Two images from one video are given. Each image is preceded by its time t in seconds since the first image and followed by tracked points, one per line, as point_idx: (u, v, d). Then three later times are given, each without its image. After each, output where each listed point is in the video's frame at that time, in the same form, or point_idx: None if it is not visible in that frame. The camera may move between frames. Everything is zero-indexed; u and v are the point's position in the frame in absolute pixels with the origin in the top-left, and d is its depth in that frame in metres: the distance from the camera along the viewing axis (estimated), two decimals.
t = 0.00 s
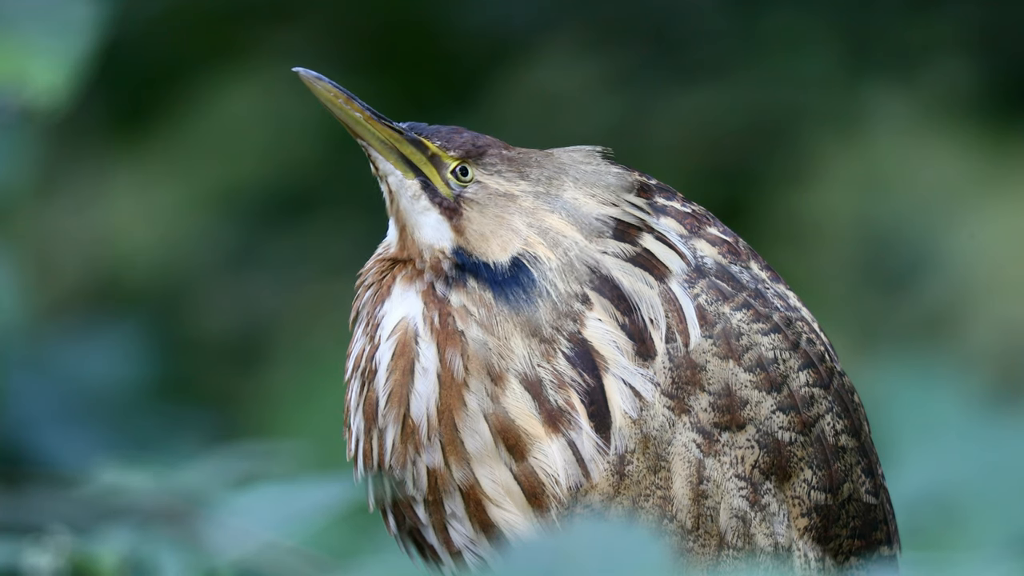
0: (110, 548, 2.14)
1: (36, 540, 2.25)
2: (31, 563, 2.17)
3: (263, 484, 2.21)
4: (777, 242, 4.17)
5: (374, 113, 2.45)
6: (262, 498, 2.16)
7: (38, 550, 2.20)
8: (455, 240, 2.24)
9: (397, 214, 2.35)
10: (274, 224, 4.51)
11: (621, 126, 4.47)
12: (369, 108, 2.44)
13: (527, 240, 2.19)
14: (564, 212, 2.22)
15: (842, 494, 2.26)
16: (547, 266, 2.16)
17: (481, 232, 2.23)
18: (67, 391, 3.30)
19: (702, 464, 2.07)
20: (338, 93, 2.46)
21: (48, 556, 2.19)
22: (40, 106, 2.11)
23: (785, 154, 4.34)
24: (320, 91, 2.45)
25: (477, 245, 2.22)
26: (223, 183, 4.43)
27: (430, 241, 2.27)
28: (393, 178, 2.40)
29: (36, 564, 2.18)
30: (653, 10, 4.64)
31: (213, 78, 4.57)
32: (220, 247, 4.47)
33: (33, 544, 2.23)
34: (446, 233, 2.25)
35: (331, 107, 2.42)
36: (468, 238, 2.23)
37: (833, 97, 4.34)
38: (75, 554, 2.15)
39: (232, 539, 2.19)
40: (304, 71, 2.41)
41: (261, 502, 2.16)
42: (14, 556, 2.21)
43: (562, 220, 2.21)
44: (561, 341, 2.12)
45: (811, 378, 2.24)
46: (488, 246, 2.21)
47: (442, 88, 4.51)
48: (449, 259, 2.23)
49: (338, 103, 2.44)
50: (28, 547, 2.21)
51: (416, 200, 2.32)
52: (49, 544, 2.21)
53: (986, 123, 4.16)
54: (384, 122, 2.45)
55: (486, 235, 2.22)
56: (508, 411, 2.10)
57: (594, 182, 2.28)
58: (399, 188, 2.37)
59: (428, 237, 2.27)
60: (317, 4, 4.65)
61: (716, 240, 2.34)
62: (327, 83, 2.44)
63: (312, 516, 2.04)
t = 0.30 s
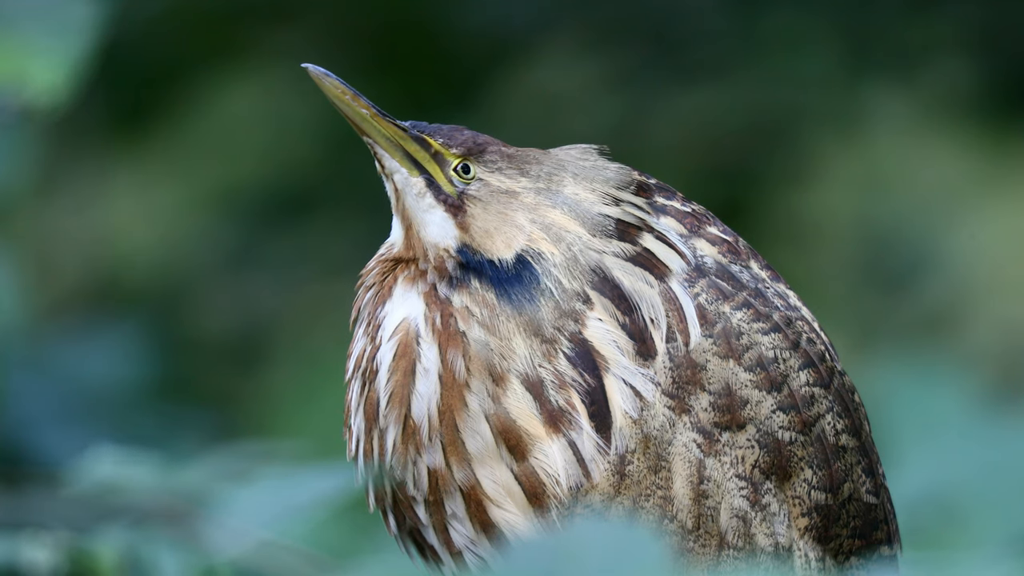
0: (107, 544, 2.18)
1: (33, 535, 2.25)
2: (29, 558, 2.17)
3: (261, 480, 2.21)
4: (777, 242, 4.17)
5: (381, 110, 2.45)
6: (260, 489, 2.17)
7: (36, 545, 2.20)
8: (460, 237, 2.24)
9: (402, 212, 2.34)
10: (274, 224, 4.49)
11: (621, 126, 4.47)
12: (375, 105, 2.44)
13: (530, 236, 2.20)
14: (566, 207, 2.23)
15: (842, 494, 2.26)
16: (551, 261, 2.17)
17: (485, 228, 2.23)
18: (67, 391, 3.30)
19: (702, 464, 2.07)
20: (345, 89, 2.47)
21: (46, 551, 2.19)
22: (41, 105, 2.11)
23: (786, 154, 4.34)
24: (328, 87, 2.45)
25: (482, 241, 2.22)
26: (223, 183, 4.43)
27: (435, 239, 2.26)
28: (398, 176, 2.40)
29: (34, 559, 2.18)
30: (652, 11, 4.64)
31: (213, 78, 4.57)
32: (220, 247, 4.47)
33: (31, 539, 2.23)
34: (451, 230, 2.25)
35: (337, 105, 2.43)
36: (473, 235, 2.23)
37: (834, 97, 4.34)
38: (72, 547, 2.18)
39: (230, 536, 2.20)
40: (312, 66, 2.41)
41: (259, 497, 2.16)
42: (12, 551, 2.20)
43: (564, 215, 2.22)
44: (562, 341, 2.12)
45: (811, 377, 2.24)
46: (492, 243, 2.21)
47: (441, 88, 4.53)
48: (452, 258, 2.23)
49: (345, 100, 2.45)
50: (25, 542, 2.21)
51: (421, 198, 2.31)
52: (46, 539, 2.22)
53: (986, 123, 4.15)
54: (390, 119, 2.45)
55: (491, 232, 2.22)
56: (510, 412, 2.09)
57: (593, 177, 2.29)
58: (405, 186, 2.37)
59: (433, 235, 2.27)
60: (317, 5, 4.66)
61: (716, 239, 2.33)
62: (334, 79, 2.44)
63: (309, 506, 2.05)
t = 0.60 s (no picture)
0: (107, 542, 2.16)
1: (32, 532, 2.21)
2: (28, 556, 2.15)
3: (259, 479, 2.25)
4: (778, 242, 4.16)
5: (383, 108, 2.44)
6: (258, 489, 2.21)
7: (35, 542, 2.19)
8: (461, 236, 2.24)
9: (403, 211, 2.34)
10: (273, 224, 4.48)
11: (622, 126, 4.47)
12: (377, 104, 2.43)
13: (531, 235, 2.20)
14: (566, 206, 2.22)
15: (843, 493, 2.25)
16: (552, 261, 2.16)
17: (487, 227, 2.22)
18: (67, 391, 3.30)
19: (703, 464, 2.07)
20: (347, 88, 2.46)
21: (46, 549, 2.18)
22: (40, 106, 2.10)
23: (785, 154, 4.34)
24: (329, 86, 2.44)
25: (483, 241, 2.22)
26: (223, 183, 4.42)
27: (437, 238, 2.26)
28: (399, 175, 2.39)
29: (34, 558, 2.16)
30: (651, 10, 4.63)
31: (214, 78, 4.57)
32: (220, 247, 4.46)
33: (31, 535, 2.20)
34: (452, 229, 2.25)
35: (340, 103, 2.42)
36: (474, 235, 2.23)
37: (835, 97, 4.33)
38: (71, 546, 2.17)
39: (229, 534, 2.21)
40: (314, 64, 2.40)
41: (258, 496, 2.19)
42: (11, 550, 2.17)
43: (565, 214, 2.21)
44: (563, 341, 2.11)
45: (812, 377, 2.24)
46: (493, 242, 2.21)
47: (441, 87, 4.53)
48: (454, 257, 2.23)
49: (347, 99, 2.44)
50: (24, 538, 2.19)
51: (422, 198, 2.31)
52: (45, 536, 2.20)
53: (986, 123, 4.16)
54: (391, 118, 2.44)
55: (492, 231, 2.22)
56: (511, 412, 2.09)
57: (593, 177, 2.28)
58: (406, 185, 2.36)
59: (434, 235, 2.26)
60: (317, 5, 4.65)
61: (717, 239, 2.33)
62: (336, 78, 2.44)
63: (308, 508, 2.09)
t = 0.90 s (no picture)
0: (108, 544, 2.17)
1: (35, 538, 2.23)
2: (30, 560, 2.16)
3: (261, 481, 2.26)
4: (778, 243, 4.14)
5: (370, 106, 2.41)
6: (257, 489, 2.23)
7: (37, 547, 2.19)
8: (455, 234, 2.23)
9: (396, 209, 2.32)
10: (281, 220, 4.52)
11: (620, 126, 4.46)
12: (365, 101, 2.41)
13: (527, 234, 2.19)
14: (564, 206, 2.22)
15: (843, 493, 2.25)
16: (548, 261, 2.15)
17: (480, 225, 2.22)
18: (67, 392, 3.30)
19: (703, 464, 2.07)
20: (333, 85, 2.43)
21: (48, 553, 2.18)
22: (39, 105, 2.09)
23: (786, 154, 4.33)
24: (315, 83, 2.41)
25: (477, 239, 2.21)
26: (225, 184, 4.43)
27: (430, 236, 2.25)
28: (391, 172, 2.37)
29: (36, 561, 2.17)
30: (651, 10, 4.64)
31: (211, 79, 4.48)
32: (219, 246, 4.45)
33: (33, 542, 2.21)
34: (445, 226, 2.24)
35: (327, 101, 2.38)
36: (468, 232, 2.22)
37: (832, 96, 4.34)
38: (72, 548, 2.17)
39: (230, 536, 2.20)
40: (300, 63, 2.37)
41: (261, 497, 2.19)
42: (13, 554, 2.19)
43: (562, 214, 2.21)
44: (562, 341, 2.11)
45: (812, 377, 2.24)
46: (486, 240, 2.21)
47: (441, 88, 4.52)
48: (449, 255, 2.23)
49: (334, 96, 2.41)
50: (27, 544, 2.19)
51: (414, 195, 2.29)
52: (47, 541, 2.20)
53: (985, 123, 4.17)
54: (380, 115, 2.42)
55: (486, 229, 2.21)
56: (510, 412, 2.09)
57: (593, 177, 2.28)
58: (396, 182, 2.34)
59: (427, 233, 2.26)
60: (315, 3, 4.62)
61: (717, 239, 2.33)
62: (321, 75, 2.41)
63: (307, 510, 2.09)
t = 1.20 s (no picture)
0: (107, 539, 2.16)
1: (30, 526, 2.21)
2: (28, 553, 2.09)
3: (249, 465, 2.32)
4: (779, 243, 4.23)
5: (354, 102, 2.46)
6: (252, 480, 2.28)
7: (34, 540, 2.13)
8: (445, 231, 2.24)
9: (386, 205, 2.37)
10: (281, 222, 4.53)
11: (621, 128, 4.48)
12: (349, 97, 2.45)
13: (521, 233, 2.20)
14: (559, 207, 2.23)
15: (843, 493, 2.25)
16: (543, 260, 2.16)
17: (472, 223, 2.23)
18: (67, 393, 3.30)
19: (703, 464, 2.07)
20: (314, 82, 2.47)
21: (44, 547, 2.12)
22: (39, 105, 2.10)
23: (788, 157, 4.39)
24: (296, 80, 2.45)
25: (467, 236, 2.22)
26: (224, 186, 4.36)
27: (420, 234, 2.27)
28: (378, 168, 2.43)
29: (32, 554, 2.11)
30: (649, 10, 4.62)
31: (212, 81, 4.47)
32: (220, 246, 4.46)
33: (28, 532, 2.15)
34: (436, 224, 2.26)
35: (307, 97, 2.43)
36: (458, 229, 2.23)
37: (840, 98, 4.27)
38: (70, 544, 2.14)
39: (228, 533, 2.22)
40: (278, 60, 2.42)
41: (253, 490, 2.26)
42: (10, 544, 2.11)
43: (557, 215, 2.22)
44: (560, 341, 2.11)
45: (811, 377, 2.24)
46: (478, 238, 2.21)
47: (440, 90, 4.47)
48: (441, 251, 2.23)
49: (315, 92, 2.45)
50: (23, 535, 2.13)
51: (403, 191, 2.33)
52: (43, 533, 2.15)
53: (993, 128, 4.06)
54: (366, 112, 2.46)
55: (477, 226, 2.22)
56: (508, 411, 2.09)
57: (591, 179, 2.29)
58: (386, 179, 2.39)
59: (418, 230, 2.28)
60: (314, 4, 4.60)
61: (716, 240, 2.34)
62: (302, 72, 2.45)
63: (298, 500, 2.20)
